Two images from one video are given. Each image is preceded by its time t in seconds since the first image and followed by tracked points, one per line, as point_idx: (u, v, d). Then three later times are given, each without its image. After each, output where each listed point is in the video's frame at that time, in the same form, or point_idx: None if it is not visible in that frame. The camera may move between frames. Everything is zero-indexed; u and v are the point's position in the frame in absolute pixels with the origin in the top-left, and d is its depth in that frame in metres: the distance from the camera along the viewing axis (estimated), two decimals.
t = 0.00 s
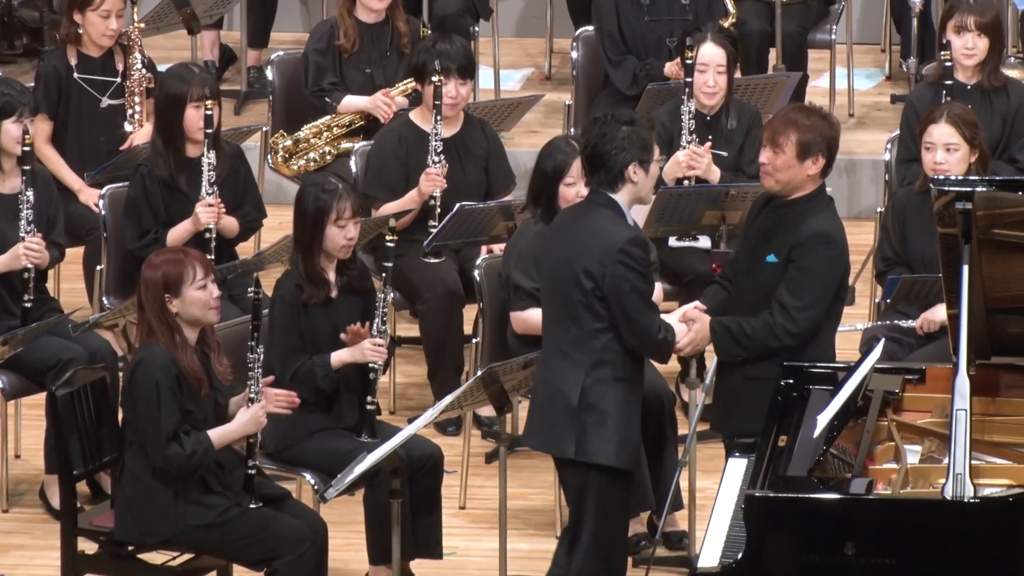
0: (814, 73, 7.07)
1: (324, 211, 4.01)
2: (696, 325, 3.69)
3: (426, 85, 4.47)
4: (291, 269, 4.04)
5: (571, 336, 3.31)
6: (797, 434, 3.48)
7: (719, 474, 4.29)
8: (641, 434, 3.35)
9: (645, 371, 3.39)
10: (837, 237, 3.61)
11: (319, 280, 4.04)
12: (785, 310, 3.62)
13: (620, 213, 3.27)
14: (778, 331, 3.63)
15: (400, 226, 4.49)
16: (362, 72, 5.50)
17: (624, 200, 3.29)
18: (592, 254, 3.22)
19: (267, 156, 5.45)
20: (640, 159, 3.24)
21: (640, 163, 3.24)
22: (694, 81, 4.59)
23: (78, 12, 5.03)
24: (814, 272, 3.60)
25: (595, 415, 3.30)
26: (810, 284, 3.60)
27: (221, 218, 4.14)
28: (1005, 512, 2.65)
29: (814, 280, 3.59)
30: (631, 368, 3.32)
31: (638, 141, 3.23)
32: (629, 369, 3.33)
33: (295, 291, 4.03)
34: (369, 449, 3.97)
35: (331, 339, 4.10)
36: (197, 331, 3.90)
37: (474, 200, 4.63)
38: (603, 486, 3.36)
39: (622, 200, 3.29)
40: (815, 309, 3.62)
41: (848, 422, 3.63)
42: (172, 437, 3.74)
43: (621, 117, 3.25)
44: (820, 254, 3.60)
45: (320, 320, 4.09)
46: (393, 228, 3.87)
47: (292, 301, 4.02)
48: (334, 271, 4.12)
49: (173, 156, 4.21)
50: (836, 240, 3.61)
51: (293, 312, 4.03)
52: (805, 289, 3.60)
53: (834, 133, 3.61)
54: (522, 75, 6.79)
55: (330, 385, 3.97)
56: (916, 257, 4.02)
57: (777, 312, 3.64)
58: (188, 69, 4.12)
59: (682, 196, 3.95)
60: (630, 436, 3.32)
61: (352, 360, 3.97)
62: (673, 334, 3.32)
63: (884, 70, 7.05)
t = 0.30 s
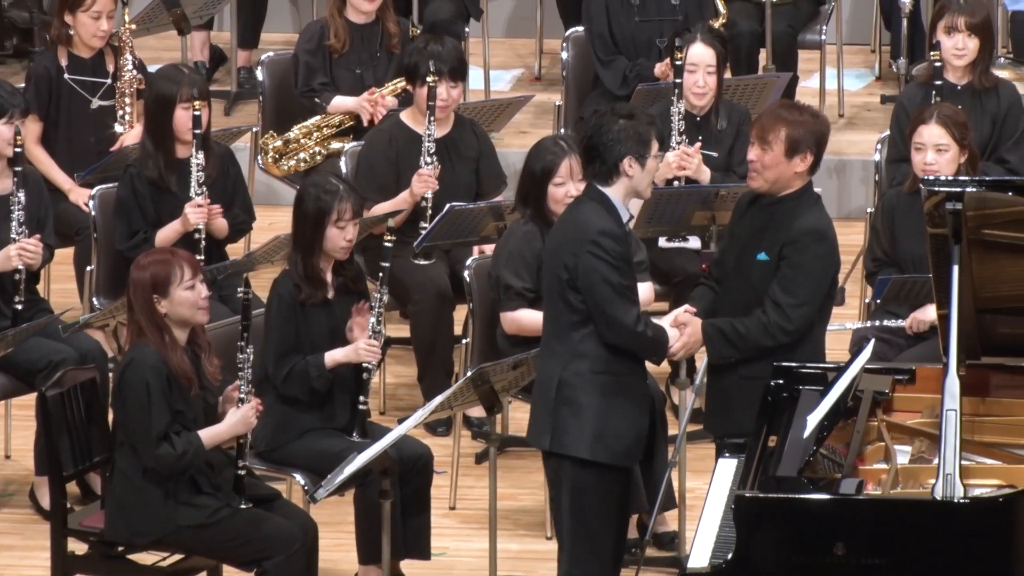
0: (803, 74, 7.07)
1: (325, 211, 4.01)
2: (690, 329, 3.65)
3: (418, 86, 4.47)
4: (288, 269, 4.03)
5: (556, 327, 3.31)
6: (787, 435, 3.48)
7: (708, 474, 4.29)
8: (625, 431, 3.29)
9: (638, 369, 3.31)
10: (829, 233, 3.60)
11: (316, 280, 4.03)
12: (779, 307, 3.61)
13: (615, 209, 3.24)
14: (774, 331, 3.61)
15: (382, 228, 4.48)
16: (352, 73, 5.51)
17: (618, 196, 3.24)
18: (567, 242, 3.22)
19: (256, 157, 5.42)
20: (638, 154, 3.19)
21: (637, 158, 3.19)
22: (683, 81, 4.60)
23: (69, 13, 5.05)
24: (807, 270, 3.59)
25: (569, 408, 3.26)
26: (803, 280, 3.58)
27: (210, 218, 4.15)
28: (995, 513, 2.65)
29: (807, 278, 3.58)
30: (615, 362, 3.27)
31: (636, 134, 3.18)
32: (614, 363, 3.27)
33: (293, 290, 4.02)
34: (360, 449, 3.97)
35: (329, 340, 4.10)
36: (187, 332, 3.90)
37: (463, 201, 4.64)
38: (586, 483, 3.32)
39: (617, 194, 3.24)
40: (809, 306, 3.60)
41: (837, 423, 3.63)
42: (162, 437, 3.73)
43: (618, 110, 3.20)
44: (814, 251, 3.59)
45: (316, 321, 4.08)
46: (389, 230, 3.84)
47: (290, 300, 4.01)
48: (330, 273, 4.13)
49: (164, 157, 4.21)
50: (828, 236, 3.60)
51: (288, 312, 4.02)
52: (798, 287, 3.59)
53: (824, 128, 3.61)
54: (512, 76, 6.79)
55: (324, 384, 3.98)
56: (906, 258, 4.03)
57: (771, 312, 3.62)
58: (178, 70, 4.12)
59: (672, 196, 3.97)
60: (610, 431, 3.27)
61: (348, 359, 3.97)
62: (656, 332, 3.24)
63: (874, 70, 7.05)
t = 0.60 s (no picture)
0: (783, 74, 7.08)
1: (309, 209, 3.99)
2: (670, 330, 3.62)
3: (401, 85, 4.48)
4: (280, 269, 3.98)
5: (528, 310, 3.31)
6: (767, 435, 3.47)
7: (688, 474, 4.29)
8: (577, 424, 3.27)
9: (604, 366, 3.29)
10: (813, 234, 3.57)
11: (307, 279, 3.98)
12: (764, 309, 3.56)
13: (604, 206, 3.21)
14: (758, 332, 3.56)
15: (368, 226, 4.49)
16: (333, 73, 5.53)
17: (608, 193, 3.22)
18: (545, 225, 3.24)
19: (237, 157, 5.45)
20: (633, 151, 3.17)
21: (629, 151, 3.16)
22: (665, 82, 4.60)
23: (49, 13, 5.03)
24: (792, 271, 3.54)
25: (523, 391, 3.27)
26: (787, 281, 3.54)
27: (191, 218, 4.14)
28: (974, 513, 2.65)
29: (793, 279, 3.54)
30: (577, 354, 3.27)
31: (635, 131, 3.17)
32: (578, 355, 3.27)
33: (284, 290, 3.96)
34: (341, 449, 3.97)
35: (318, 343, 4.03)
36: (166, 333, 3.90)
37: (445, 201, 4.66)
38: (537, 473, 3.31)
39: (608, 189, 3.23)
40: (794, 307, 3.56)
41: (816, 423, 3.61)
42: (142, 437, 3.72)
43: (616, 106, 3.21)
44: (798, 252, 3.55)
45: (310, 318, 4.01)
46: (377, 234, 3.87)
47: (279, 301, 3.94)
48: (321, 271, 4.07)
49: (144, 158, 4.22)
50: (812, 236, 3.56)
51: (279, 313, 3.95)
52: (783, 289, 3.54)
53: (801, 129, 3.56)
54: (492, 76, 6.79)
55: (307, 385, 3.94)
56: (886, 258, 4.05)
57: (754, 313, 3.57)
58: (157, 70, 4.11)
59: (655, 195, 3.97)
60: (559, 420, 3.26)
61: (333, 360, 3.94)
62: (616, 331, 3.21)
63: (855, 70, 7.06)
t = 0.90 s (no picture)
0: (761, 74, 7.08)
1: (287, 209, 3.94)
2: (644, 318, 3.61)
3: (378, 86, 4.51)
4: (268, 271, 3.91)
5: (504, 304, 3.31)
6: (745, 435, 3.45)
7: (665, 475, 4.29)
8: (546, 419, 3.26)
9: (579, 363, 3.28)
10: (797, 239, 3.52)
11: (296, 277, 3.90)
12: (743, 311, 3.53)
13: (583, 201, 3.20)
14: (735, 333, 3.53)
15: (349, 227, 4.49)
16: (311, 74, 5.56)
17: (589, 191, 3.21)
18: (524, 218, 3.23)
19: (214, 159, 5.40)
20: (614, 146, 3.17)
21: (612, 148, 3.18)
22: (642, 82, 4.60)
23: (25, 13, 5.07)
24: (775, 275, 3.50)
25: (494, 383, 3.26)
26: (768, 283, 3.50)
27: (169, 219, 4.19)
28: (952, 513, 2.65)
29: (774, 282, 3.50)
30: (550, 348, 3.26)
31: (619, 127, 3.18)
32: (552, 349, 3.26)
33: (278, 292, 3.89)
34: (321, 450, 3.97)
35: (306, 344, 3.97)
36: (144, 333, 3.89)
37: (423, 202, 4.67)
38: (505, 469, 3.28)
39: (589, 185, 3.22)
40: (773, 311, 3.51)
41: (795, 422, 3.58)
42: (120, 437, 3.69)
43: (599, 104, 3.21)
44: (783, 258, 3.50)
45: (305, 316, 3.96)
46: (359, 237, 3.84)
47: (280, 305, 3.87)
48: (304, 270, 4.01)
49: (122, 159, 4.26)
50: (796, 243, 3.52)
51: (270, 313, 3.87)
52: (763, 292, 3.50)
53: (786, 134, 3.52)
54: (470, 76, 6.80)
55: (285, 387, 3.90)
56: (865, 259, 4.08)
57: (734, 315, 3.54)
58: (133, 70, 4.15)
59: (633, 197, 3.97)
60: (529, 413, 3.25)
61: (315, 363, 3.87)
62: (588, 324, 3.20)
63: (833, 70, 7.07)
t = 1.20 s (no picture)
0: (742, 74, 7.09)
1: (275, 211, 3.89)
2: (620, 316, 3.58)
3: (358, 86, 4.54)
4: (252, 274, 3.89)
5: (476, 304, 3.33)
6: (727, 436, 3.42)
7: (647, 475, 4.29)
8: (514, 419, 3.27)
9: (548, 364, 3.28)
10: (782, 243, 3.51)
11: (278, 279, 3.88)
12: (724, 311, 3.52)
13: (555, 204, 3.20)
14: (716, 333, 3.52)
15: (328, 227, 4.52)
16: (293, 75, 5.56)
17: (563, 196, 3.21)
18: (495, 219, 3.24)
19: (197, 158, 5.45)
20: (605, 164, 3.14)
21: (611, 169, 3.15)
22: (623, 82, 4.61)
23: (8, 14, 5.10)
24: (760, 278, 3.50)
25: (465, 384, 3.28)
26: (752, 284, 3.50)
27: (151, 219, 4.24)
28: (934, 513, 2.66)
29: (757, 283, 3.50)
30: (520, 350, 3.27)
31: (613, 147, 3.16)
32: (523, 352, 3.27)
33: (262, 293, 3.88)
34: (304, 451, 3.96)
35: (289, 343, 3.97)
36: (126, 334, 3.82)
37: (405, 202, 4.69)
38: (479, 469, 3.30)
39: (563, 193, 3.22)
40: (756, 312, 3.51)
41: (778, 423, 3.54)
42: (102, 438, 3.63)
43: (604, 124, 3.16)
44: (767, 262, 3.50)
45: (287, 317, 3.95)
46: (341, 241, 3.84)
47: (265, 306, 3.86)
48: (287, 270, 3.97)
49: (103, 160, 4.30)
50: (783, 248, 3.51)
51: (250, 313, 3.86)
52: (746, 294, 3.50)
53: (772, 139, 3.50)
54: (451, 77, 6.81)
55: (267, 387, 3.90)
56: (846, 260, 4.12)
57: (715, 313, 3.53)
58: (114, 70, 4.20)
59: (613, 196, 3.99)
60: (498, 415, 3.27)
61: (300, 366, 3.86)
62: (559, 323, 3.18)
63: (813, 70, 7.08)
